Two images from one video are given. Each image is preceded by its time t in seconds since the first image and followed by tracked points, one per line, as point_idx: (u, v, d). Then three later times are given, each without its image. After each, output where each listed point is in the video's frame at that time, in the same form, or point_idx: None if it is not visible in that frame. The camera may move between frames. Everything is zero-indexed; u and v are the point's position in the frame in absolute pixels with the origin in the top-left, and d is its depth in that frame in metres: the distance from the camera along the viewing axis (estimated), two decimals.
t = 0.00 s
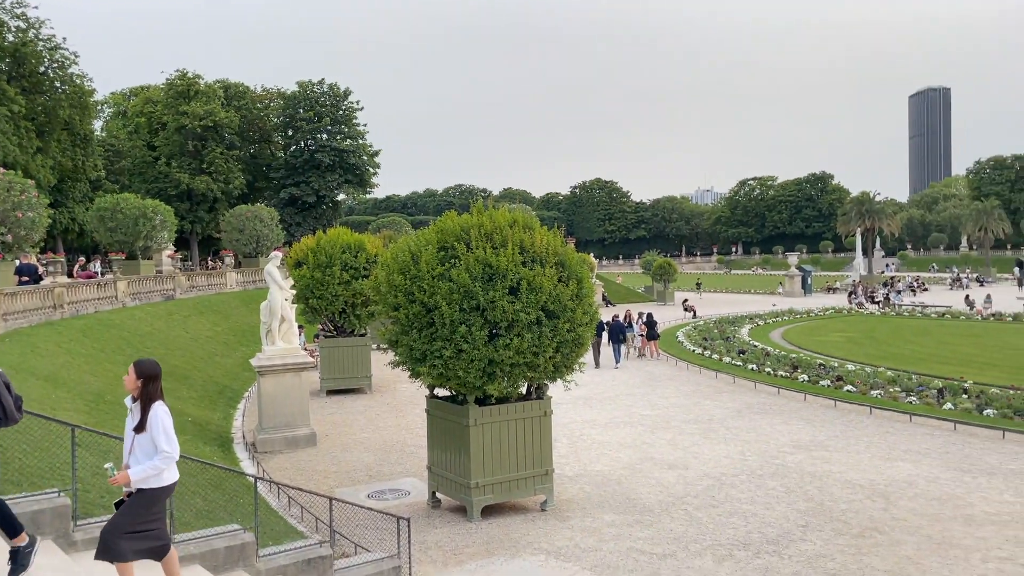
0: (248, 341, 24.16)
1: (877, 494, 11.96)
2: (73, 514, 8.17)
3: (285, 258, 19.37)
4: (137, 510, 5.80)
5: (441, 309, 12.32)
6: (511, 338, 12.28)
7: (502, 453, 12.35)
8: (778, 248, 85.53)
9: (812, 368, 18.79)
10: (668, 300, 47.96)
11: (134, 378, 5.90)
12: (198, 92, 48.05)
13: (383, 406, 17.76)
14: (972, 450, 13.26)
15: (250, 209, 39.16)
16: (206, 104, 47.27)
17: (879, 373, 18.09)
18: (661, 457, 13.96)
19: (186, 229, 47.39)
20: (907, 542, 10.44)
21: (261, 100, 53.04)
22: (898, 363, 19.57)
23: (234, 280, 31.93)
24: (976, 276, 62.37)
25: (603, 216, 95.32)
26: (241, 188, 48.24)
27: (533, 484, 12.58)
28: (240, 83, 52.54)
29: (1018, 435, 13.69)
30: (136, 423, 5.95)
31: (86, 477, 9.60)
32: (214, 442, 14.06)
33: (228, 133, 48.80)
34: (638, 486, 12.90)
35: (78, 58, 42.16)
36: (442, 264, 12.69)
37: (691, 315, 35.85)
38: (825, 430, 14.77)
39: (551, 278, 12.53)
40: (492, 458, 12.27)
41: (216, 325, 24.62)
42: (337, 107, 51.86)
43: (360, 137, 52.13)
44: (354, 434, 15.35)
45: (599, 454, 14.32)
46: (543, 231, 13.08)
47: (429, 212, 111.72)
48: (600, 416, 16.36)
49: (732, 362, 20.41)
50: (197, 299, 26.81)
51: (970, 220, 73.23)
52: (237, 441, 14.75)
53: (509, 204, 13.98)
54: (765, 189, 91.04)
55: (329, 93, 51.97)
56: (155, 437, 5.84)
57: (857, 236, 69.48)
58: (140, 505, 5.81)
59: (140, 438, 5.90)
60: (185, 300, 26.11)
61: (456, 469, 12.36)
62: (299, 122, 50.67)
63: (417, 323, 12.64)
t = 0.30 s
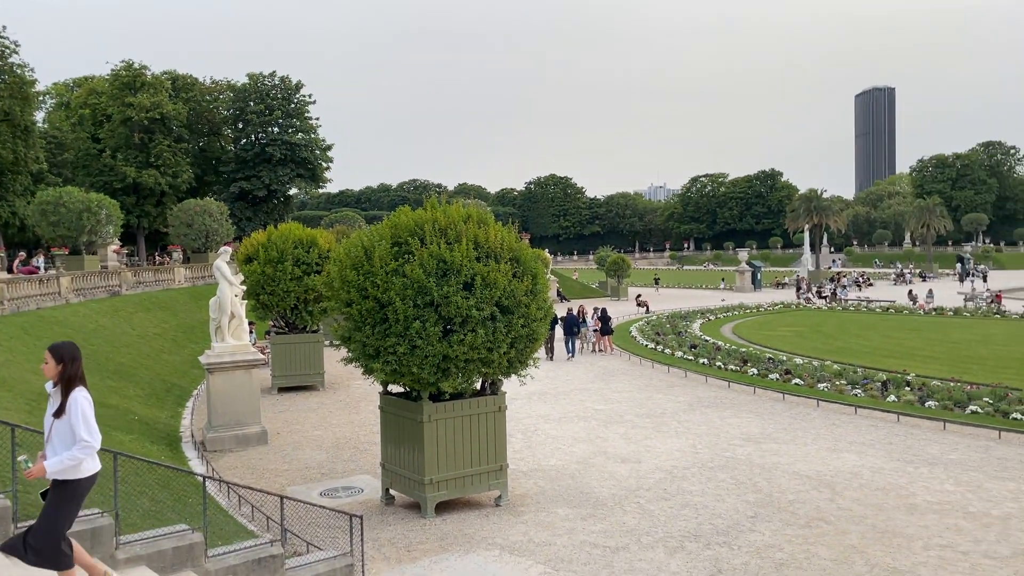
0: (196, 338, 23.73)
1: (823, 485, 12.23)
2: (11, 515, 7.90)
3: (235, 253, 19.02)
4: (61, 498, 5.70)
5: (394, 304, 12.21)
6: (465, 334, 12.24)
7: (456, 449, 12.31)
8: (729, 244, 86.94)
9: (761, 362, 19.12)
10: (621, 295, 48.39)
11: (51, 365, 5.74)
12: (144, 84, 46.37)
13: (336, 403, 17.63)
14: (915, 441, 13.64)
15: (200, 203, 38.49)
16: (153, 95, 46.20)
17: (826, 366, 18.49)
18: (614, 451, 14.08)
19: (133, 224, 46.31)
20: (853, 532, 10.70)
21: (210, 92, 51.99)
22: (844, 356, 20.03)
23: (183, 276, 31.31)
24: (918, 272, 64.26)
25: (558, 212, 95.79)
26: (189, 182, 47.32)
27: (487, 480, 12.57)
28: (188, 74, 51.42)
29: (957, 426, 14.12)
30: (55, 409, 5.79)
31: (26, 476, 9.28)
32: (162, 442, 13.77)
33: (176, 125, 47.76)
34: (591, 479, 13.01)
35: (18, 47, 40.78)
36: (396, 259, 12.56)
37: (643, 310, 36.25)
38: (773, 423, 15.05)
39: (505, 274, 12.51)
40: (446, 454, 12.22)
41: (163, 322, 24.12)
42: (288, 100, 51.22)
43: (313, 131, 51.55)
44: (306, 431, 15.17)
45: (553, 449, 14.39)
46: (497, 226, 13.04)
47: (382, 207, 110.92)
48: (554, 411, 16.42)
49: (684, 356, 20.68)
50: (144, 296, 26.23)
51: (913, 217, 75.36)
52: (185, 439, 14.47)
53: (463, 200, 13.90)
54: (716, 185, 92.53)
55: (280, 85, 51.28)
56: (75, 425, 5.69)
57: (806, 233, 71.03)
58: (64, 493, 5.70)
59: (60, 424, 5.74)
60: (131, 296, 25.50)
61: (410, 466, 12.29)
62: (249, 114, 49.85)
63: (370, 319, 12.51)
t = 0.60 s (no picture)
0: (144, 336, 23.25)
1: (771, 477, 12.47)
2: None
3: (183, 250, 18.65)
4: None
5: (347, 301, 12.08)
6: (420, 331, 12.18)
7: (410, 446, 12.26)
8: (682, 241, 88.14)
9: (712, 357, 19.42)
10: (576, 292, 48.71)
11: None
12: (89, 76, 45.50)
13: (288, 401, 17.43)
14: (859, 433, 13.99)
15: (148, 199, 37.75)
16: (98, 88, 45.04)
17: (775, 361, 18.84)
18: (568, 446, 14.16)
19: (77, 219, 45.14)
20: (800, 522, 10.93)
21: (157, 85, 50.85)
22: (792, 351, 20.44)
23: (130, 273, 30.67)
24: (863, 268, 65.97)
25: (513, 208, 96.00)
26: (136, 177, 46.33)
27: (441, 477, 12.54)
28: (133, 66, 50.17)
29: (900, 418, 14.53)
30: None
31: None
32: (108, 443, 13.46)
33: (122, 119, 46.63)
34: (544, 475, 13.07)
35: None
36: (349, 256, 12.42)
37: (597, 307, 36.56)
38: (724, 417, 15.30)
39: (459, 270, 12.46)
40: (400, 451, 12.17)
41: (109, 320, 23.57)
42: (239, 95, 50.47)
43: (264, 125, 50.88)
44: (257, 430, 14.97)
45: (507, 445, 14.42)
46: (451, 222, 12.98)
47: (336, 203, 109.88)
48: (508, 407, 16.46)
49: (637, 352, 20.89)
50: (89, 293, 25.60)
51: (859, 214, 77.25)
52: (131, 440, 14.17)
53: (417, 196, 13.79)
54: (668, 182, 93.91)
55: (230, 79, 50.49)
56: None
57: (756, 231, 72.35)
58: None
59: None
60: (75, 293, 24.85)
61: (363, 464, 12.21)
62: (198, 108, 48.94)
63: (323, 316, 12.37)
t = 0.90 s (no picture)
0: (88, 336, 22.70)
1: (721, 471, 12.67)
2: None
3: (128, 247, 18.23)
4: None
5: (298, 299, 11.94)
6: (372, 328, 12.09)
7: (362, 445, 12.14)
8: (635, 239, 89.05)
9: (664, 353, 19.66)
10: (530, 289, 48.86)
11: None
12: (30, 68, 43.92)
13: (239, 400, 17.18)
14: (806, 427, 14.29)
15: (92, 194, 36.82)
16: (40, 80, 43.63)
17: (725, 356, 19.15)
18: (521, 443, 14.20)
19: (18, 215, 43.81)
20: (748, 515, 11.13)
21: (101, 77, 49.51)
22: (742, 347, 20.79)
23: (73, 271, 29.93)
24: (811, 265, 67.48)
25: (467, 206, 95.92)
26: (79, 172, 45.18)
27: (394, 476, 12.46)
28: (76, 58, 48.65)
29: (845, 412, 14.88)
30: None
31: None
32: (50, 445, 13.09)
33: (65, 112, 45.35)
34: (498, 472, 13.08)
35: None
36: (299, 253, 12.27)
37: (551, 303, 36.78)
38: (675, 412, 15.50)
39: (412, 267, 12.40)
40: (352, 451, 12.05)
41: (51, 319, 22.95)
42: (186, 89, 49.55)
43: (212, 120, 50.07)
44: (207, 431, 14.70)
45: (461, 442, 14.41)
46: (403, 219, 12.89)
47: (287, 200, 108.59)
48: (462, 404, 16.44)
49: (590, 348, 21.04)
50: (29, 291, 24.88)
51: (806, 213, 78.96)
52: (75, 442, 13.81)
53: (369, 192, 13.67)
54: (621, 180, 95.02)
55: (177, 73, 49.52)
56: None
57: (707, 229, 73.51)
58: None
59: None
60: (15, 291, 24.10)
61: (315, 463, 12.07)
62: (144, 103, 47.81)
63: (272, 314, 12.22)
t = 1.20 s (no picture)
0: (28, 336, 22.06)
1: (672, 466, 12.82)
2: None
3: (70, 245, 17.75)
4: None
5: (246, 298, 11.75)
6: (322, 327, 11.96)
7: (313, 445, 12.00)
8: (588, 237, 89.76)
9: (617, 350, 19.84)
10: (484, 287, 48.88)
11: None
12: None
13: (186, 401, 16.88)
14: (754, 422, 14.54)
15: (32, 191, 35.75)
16: None
17: (676, 353, 19.40)
18: (475, 441, 14.19)
19: None
20: (698, 509, 11.29)
21: (42, 70, 48.10)
22: (693, 343, 21.10)
23: (12, 270, 29.08)
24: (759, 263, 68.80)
25: (421, 204, 95.59)
26: (18, 169, 43.88)
27: (346, 476, 12.34)
28: (14, 50, 46.83)
29: (792, 406, 15.19)
30: None
31: None
32: None
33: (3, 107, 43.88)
34: (451, 470, 13.06)
35: None
36: (248, 251, 12.07)
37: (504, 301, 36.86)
38: (627, 408, 15.64)
39: (364, 265, 12.29)
40: (303, 451, 11.91)
41: None
42: (131, 83, 48.40)
43: (159, 116, 48.88)
44: (152, 433, 14.40)
45: (414, 441, 14.34)
46: (355, 217, 12.77)
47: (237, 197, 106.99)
48: (415, 403, 16.37)
49: (543, 346, 21.13)
50: None
51: (754, 212, 80.45)
52: (14, 446, 13.41)
53: (320, 189, 13.50)
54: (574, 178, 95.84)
55: (122, 67, 48.35)
56: None
57: (658, 228, 74.50)
58: None
59: None
60: None
61: (265, 464, 11.90)
62: (87, 97, 46.49)
63: (220, 313, 12.01)
